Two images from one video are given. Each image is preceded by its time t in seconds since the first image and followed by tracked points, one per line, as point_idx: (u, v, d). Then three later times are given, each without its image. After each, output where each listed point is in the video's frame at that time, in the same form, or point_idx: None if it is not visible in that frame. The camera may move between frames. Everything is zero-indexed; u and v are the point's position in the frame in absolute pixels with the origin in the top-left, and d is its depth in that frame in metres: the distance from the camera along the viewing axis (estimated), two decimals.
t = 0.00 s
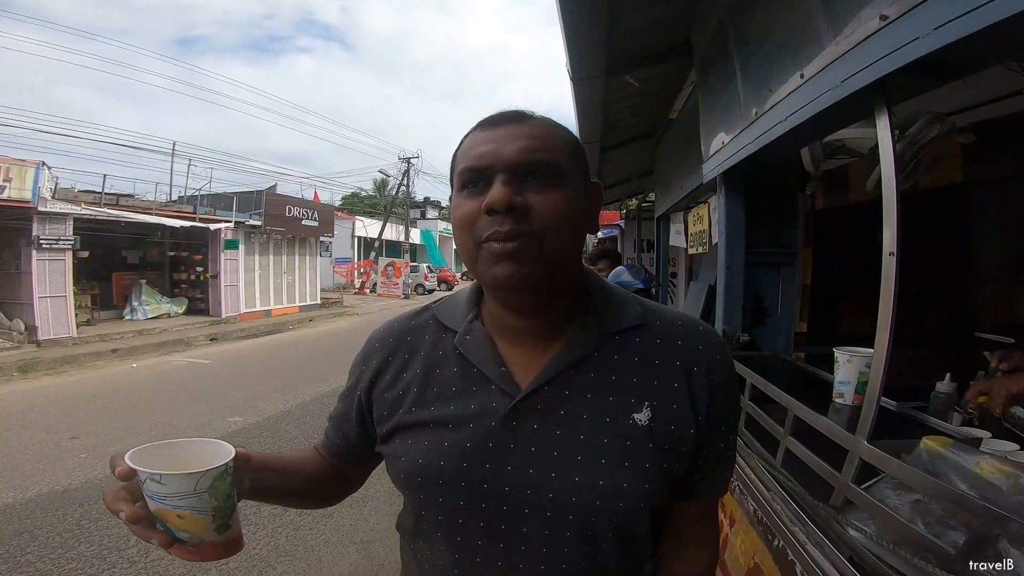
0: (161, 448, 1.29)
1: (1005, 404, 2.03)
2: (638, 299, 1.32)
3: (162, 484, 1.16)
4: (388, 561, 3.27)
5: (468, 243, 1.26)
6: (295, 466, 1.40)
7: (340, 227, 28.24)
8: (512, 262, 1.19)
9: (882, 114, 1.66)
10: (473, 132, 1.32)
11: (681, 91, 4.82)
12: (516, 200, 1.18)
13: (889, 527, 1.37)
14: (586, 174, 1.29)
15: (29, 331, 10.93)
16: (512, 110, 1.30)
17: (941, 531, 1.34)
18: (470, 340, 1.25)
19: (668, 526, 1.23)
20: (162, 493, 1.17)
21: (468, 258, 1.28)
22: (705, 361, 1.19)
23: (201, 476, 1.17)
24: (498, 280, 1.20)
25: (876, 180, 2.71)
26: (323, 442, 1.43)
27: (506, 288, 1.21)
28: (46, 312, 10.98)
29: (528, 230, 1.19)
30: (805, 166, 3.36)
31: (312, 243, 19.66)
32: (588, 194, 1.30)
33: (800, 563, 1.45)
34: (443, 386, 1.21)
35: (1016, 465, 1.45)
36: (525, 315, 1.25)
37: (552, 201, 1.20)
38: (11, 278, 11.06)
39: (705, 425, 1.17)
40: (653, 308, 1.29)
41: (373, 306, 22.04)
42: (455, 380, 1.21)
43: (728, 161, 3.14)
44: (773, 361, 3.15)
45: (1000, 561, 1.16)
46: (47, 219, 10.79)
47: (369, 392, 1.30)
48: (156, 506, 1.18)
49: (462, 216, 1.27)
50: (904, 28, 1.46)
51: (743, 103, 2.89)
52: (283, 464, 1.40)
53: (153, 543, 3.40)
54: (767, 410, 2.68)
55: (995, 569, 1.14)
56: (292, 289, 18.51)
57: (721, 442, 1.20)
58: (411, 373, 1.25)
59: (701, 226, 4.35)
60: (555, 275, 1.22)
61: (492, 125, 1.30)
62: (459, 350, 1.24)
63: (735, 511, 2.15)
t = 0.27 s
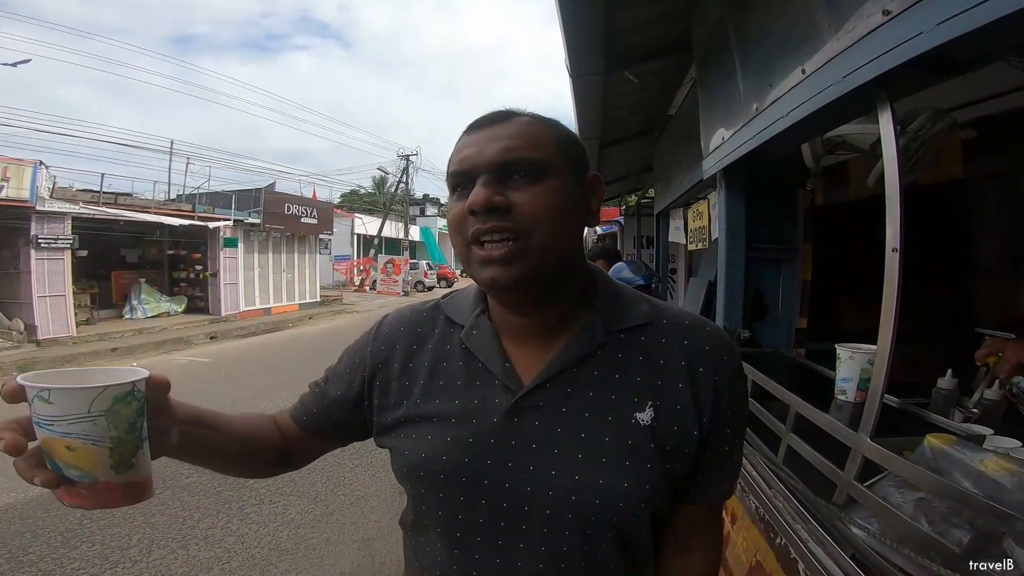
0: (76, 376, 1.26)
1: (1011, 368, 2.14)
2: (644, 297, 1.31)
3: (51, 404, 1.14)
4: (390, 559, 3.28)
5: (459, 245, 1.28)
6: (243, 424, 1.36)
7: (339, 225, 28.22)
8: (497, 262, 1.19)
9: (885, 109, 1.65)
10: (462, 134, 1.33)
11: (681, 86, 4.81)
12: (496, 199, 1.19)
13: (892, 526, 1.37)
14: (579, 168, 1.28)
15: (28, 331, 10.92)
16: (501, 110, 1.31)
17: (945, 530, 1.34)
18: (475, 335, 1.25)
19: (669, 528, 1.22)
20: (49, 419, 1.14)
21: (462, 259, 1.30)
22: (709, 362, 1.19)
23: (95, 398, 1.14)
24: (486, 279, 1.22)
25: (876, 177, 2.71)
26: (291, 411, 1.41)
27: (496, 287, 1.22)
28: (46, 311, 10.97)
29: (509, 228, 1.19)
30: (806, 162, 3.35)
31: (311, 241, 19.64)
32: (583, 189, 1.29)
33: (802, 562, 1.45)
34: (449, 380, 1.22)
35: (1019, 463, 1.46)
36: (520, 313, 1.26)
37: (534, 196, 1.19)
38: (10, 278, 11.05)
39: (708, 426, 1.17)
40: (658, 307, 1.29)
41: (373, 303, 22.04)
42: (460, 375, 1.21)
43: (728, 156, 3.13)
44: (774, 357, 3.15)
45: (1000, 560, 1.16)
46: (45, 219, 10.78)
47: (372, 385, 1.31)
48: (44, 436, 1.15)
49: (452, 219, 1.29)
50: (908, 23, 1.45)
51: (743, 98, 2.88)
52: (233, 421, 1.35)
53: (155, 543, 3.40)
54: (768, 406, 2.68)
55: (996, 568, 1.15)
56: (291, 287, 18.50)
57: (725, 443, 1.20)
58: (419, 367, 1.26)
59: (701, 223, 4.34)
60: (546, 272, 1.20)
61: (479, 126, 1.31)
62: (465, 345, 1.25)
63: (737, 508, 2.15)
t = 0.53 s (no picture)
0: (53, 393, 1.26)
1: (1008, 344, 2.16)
2: (642, 297, 1.31)
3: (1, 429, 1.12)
4: (390, 558, 3.28)
5: (451, 247, 1.29)
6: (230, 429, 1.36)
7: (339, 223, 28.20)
8: (485, 264, 1.19)
9: (886, 108, 1.65)
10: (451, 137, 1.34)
11: (681, 84, 4.81)
12: (484, 200, 1.19)
13: (892, 526, 1.37)
14: (570, 166, 1.27)
15: (29, 331, 10.92)
16: (490, 110, 1.31)
17: (946, 530, 1.34)
18: (470, 339, 1.25)
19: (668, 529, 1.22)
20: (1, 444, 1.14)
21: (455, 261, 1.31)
22: (710, 366, 1.18)
23: (41, 427, 1.12)
24: (476, 280, 1.21)
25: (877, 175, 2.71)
26: (286, 415, 1.42)
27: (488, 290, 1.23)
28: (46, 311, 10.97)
29: (496, 228, 1.18)
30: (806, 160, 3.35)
31: (312, 239, 19.63)
32: (575, 187, 1.28)
33: (803, 562, 1.46)
34: (445, 385, 1.21)
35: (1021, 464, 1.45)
36: (513, 315, 1.25)
37: (521, 196, 1.18)
38: (10, 278, 11.05)
39: (708, 428, 1.17)
40: (656, 307, 1.28)
41: (373, 301, 22.04)
42: (456, 380, 1.21)
43: (728, 154, 3.12)
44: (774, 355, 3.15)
45: (1000, 560, 1.16)
46: (45, 219, 10.77)
47: (368, 390, 1.31)
48: None
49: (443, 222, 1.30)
50: (909, 21, 1.45)
51: (743, 96, 2.88)
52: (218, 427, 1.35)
53: (156, 542, 3.40)
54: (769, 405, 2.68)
55: (995, 568, 1.14)
56: (292, 286, 18.50)
57: (725, 444, 1.20)
58: (414, 372, 1.26)
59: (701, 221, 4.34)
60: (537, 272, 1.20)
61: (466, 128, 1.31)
62: (461, 349, 1.24)
63: (738, 507, 2.15)
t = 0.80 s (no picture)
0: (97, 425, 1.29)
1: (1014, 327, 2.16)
2: (639, 298, 1.31)
3: (50, 460, 1.14)
4: (391, 559, 3.28)
5: (448, 246, 1.29)
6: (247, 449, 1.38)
7: (340, 223, 28.21)
8: (484, 263, 1.19)
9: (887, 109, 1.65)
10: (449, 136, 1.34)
11: (681, 84, 4.80)
12: (485, 199, 1.19)
13: (893, 527, 1.37)
14: (569, 166, 1.28)
15: (29, 331, 10.92)
16: (491, 109, 1.31)
17: (946, 531, 1.34)
18: (466, 344, 1.25)
19: (668, 530, 1.22)
20: (47, 473, 1.15)
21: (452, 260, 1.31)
22: (708, 367, 1.18)
23: (87, 460, 1.14)
24: (474, 279, 1.21)
25: (876, 176, 2.71)
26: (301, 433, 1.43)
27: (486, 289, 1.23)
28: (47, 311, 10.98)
29: (496, 228, 1.18)
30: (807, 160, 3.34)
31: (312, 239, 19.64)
32: (574, 187, 1.28)
33: (804, 563, 1.46)
34: (441, 391, 1.22)
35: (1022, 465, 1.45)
36: (511, 315, 1.25)
37: (521, 196, 1.19)
38: (10, 278, 11.05)
39: (707, 429, 1.16)
40: (654, 308, 1.28)
41: (373, 301, 22.04)
42: (452, 385, 1.21)
43: (728, 155, 3.12)
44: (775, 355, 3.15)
45: (1000, 560, 1.16)
46: (45, 219, 10.77)
47: (365, 396, 1.31)
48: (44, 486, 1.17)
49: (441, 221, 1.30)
50: (911, 21, 1.45)
51: (743, 95, 2.88)
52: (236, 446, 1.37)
53: (157, 543, 3.40)
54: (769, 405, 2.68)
55: (995, 569, 1.14)
56: (292, 286, 18.50)
57: (725, 444, 1.20)
58: (410, 377, 1.26)
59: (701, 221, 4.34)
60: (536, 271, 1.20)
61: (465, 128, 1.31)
62: (457, 353, 1.24)
63: (737, 508, 2.15)
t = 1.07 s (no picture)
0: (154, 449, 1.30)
1: None
2: (640, 299, 1.31)
3: (140, 484, 1.16)
4: (392, 559, 3.28)
5: (452, 247, 1.28)
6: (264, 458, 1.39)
7: (340, 223, 28.22)
8: (491, 265, 1.19)
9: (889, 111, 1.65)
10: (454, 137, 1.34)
11: (682, 85, 4.81)
12: (494, 201, 1.19)
13: (893, 528, 1.37)
14: (574, 170, 1.28)
15: (30, 331, 10.93)
16: (495, 111, 1.31)
17: (946, 532, 1.34)
18: (467, 347, 1.25)
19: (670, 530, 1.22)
20: (134, 496, 1.16)
21: (456, 261, 1.31)
22: (708, 366, 1.18)
23: (181, 479, 1.17)
24: (480, 281, 1.21)
25: (877, 177, 2.72)
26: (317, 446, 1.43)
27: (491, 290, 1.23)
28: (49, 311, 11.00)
29: (505, 230, 1.19)
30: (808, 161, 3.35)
31: (313, 240, 19.65)
32: (577, 189, 1.29)
33: (804, 564, 1.46)
34: (441, 394, 1.22)
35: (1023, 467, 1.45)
36: (514, 316, 1.26)
37: (530, 199, 1.19)
38: (12, 278, 11.07)
39: (708, 428, 1.17)
40: (655, 309, 1.29)
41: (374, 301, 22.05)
42: (453, 388, 1.21)
43: (729, 156, 3.13)
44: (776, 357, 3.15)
45: (1000, 561, 1.15)
46: (46, 219, 10.79)
47: (366, 400, 1.31)
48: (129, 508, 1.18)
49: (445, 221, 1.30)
50: (913, 24, 1.45)
51: (744, 97, 2.88)
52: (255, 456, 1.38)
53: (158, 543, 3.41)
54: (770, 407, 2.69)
55: (993, 568, 1.14)
56: (293, 286, 18.51)
57: (726, 444, 1.20)
58: (411, 381, 1.26)
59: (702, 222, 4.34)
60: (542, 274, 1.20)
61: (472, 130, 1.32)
62: (457, 356, 1.24)
63: (738, 509, 2.15)
